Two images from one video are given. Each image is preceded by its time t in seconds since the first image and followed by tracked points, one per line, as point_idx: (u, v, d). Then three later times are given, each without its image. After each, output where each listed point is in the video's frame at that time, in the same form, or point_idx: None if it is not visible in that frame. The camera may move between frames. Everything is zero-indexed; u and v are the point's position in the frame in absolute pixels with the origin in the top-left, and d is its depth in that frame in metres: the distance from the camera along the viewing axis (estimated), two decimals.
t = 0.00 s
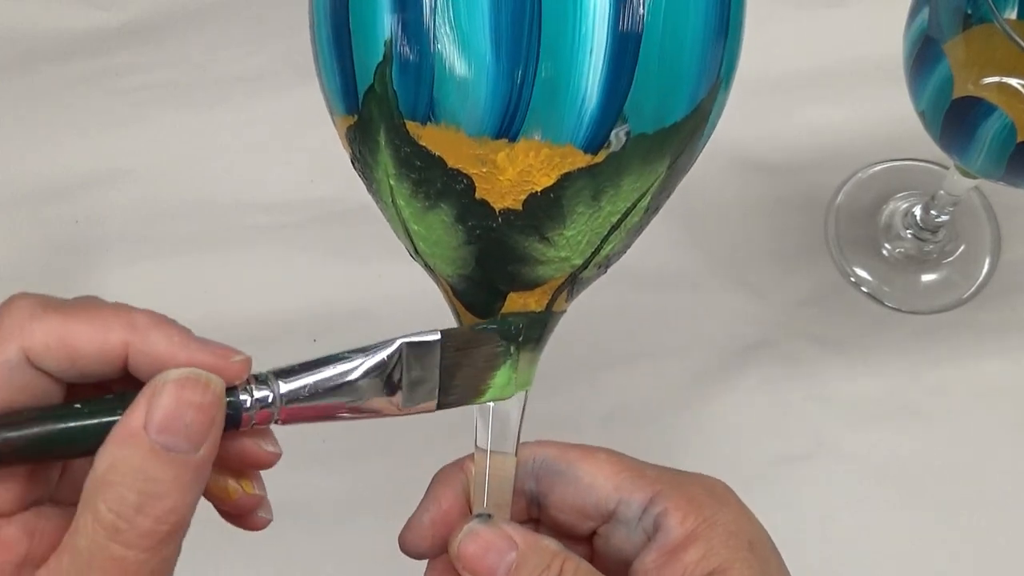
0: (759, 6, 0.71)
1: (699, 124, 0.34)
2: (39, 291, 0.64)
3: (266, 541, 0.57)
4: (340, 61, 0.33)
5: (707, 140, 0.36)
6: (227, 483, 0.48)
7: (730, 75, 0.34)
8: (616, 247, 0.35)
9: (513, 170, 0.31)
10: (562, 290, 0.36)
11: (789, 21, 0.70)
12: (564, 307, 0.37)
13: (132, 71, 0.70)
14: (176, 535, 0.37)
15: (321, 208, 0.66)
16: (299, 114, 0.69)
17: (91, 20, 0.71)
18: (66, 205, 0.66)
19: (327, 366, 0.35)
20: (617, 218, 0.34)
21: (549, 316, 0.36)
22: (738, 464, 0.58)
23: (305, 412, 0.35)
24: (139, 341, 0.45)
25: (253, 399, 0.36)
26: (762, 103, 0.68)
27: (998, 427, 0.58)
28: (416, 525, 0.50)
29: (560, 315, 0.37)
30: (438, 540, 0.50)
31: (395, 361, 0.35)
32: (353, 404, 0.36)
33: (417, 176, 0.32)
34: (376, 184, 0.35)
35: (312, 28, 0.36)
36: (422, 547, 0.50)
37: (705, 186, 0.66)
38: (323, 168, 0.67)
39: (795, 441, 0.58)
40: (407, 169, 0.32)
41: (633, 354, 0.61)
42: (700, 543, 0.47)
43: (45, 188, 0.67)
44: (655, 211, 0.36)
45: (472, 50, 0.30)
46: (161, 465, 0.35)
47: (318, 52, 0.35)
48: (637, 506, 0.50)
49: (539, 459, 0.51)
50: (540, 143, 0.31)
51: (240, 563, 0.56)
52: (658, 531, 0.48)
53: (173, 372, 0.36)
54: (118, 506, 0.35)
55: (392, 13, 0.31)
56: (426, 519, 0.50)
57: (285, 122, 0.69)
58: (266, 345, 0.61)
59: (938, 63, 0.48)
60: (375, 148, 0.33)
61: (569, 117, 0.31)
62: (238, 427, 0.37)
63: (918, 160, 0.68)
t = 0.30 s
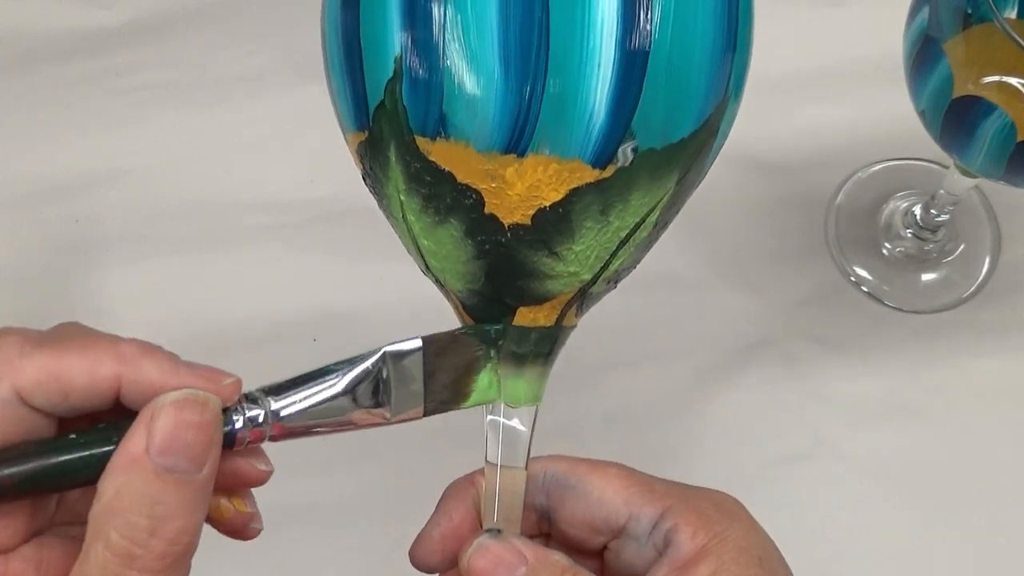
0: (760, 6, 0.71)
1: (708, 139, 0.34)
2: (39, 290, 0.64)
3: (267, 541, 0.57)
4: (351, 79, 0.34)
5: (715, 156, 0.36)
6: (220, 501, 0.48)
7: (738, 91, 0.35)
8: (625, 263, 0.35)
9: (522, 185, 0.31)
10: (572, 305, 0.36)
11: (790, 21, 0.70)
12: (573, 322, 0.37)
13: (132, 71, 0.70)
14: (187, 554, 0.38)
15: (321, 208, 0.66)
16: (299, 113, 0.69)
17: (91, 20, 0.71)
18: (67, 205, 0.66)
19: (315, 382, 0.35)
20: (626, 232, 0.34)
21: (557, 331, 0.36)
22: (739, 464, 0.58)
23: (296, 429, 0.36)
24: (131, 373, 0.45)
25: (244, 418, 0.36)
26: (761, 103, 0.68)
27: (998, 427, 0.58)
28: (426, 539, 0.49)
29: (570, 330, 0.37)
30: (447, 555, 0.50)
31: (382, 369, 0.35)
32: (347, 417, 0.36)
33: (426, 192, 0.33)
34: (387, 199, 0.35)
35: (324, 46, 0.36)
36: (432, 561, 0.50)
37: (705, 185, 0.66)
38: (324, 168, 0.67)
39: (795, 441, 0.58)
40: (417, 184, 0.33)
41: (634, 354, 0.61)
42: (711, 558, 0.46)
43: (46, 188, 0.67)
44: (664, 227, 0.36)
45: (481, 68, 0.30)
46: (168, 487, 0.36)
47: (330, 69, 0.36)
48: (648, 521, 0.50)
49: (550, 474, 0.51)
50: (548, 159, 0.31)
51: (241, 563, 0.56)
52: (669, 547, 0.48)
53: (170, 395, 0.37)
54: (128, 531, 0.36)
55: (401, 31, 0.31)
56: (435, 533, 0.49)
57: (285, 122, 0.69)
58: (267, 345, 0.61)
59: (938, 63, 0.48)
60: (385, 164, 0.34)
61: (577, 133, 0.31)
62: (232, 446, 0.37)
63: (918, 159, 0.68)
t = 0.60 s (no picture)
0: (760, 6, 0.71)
1: (716, 146, 0.34)
2: (39, 291, 0.64)
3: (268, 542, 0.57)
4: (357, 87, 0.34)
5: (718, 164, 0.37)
6: (219, 509, 0.48)
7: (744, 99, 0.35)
8: (631, 272, 0.36)
9: (533, 194, 0.31)
10: (576, 315, 0.36)
11: (790, 21, 0.70)
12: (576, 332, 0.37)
13: (132, 71, 0.70)
14: (177, 563, 0.37)
15: (321, 208, 0.66)
16: (299, 113, 0.69)
17: (92, 21, 0.72)
18: (67, 205, 0.66)
19: (315, 392, 0.35)
20: (634, 241, 0.34)
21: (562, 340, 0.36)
22: (738, 465, 0.58)
23: (297, 438, 0.35)
24: (124, 383, 0.45)
25: (242, 427, 0.36)
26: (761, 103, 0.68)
27: (998, 427, 0.58)
28: (428, 550, 0.49)
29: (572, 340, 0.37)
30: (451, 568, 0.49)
31: (380, 383, 0.35)
32: (347, 428, 0.36)
33: (434, 200, 0.33)
34: (390, 209, 0.35)
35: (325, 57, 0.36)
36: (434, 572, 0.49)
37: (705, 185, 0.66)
38: (324, 168, 0.67)
39: (794, 441, 0.58)
40: (424, 193, 0.33)
41: (634, 354, 0.61)
42: (717, 568, 0.47)
43: (46, 188, 0.67)
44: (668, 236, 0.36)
45: (493, 77, 0.30)
46: (163, 494, 0.36)
47: (332, 80, 0.35)
48: (652, 531, 0.50)
49: (553, 485, 0.51)
50: (561, 167, 0.31)
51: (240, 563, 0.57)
52: (676, 557, 0.48)
53: (161, 402, 0.37)
54: (122, 539, 0.36)
55: (412, 41, 0.31)
56: (438, 544, 0.49)
57: (285, 122, 0.69)
58: (266, 345, 0.61)
59: (938, 63, 0.48)
60: (391, 173, 0.33)
61: (589, 142, 0.31)
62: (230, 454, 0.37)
63: (918, 159, 0.68)
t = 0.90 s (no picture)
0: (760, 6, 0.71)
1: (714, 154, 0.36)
2: (39, 291, 0.64)
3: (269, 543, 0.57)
4: (371, 85, 0.32)
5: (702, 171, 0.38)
6: (215, 509, 0.46)
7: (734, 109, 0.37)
8: (631, 278, 0.36)
9: (559, 202, 0.31)
10: (579, 322, 0.36)
11: (790, 20, 0.70)
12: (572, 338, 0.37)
13: (132, 71, 0.70)
14: (141, 558, 0.36)
15: (321, 208, 0.66)
16: (299, 113, 0.69)
17: (92, 21, 0.72)
18: (67, 205, 0.66)
19: (304, 399, 0.37)
20: (641, 249, 0.34)
21: (561, 347, 0.36)
22: (738, 465, 0.58)
23: (284, 439, 0.37)
24: (108, 377, 0.44)
25: (226, 430, 0.37)
26: (761, 103, 0.68)
27: (998, 427, 0.58)
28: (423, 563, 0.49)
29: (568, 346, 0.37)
30: None
31: (380, 393, 0.36)
32: (332, 433, 0.37)
33: (455, 208, 0.32)
34: (395, 216, 0.34)
35: (321, 53, 0.34)
36: None
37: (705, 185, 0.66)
38: (323, 168, 0.67)
39: (794, 441, 0.58)
40: (443, 201, 0.32)
41: (634, 354, 0.61)
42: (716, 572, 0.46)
43: (46, 188, 0.67)
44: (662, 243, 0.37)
45: (528, 84, 0.30)
46: (125, 491, 0.35)
47: (333, 78, 0.34)
48: (649, 536, 0.50)
49: (547, 493, 0.51)
50: (589, 176, 0.31)
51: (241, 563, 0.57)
52: (673, 563, 0.48)
53: (133, 400, 0.37)
54: (81, 529, 0.35)
55: (444, 44, 0.30)
56: (433, 555, 0.48)
57: (285, 122, 0.69)
58: (266, 345, 0.61)
59: (938, 63, 0.48)
60: (405, 178, 0.32)
61: (617, 151, 0.31)
62: (213, 457, 0.38)
63: (917, 160, 0.68)
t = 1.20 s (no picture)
0: (760, 7, 0.71)
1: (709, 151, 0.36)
2: (39, 291, 0.64)
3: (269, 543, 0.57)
4: (372, 79, 0.32)
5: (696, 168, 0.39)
6: (186, 504, 0.46)
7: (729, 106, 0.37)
8: (628, 275, 0.36)
9: (562, 197, 0.32)
10: (576, 320, 0.36)
11: (790, 21, 0.70)
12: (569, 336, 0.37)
13: (132, 71, 0.70)
14: (106, 551, 0.36)
15: (321, 208, 0.66)
16: (299, 113, 0.69)
17: (92, 22, 0.72)
18: (66, 205, 0.66)
19: (270, 398, 0.36)
20: (640, 246, 0.35)
21: (559, 345, 0.36)
22: (738, 465, 0.58)
23: (251, 438, 0.37)
24: (75, 373, 0.44)
25: (195, 428, 0.37)
26: (760, 104, 0.68)
27: (998, 427, 0.58)
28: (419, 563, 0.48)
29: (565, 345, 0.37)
30: None
31: (347, 393, 0.36)
32: (305, 431, 0.37)
33: (457, 204, 0.32)
34: (395, 213, 0.34)
35: (319, 51, 0.34)
36: None
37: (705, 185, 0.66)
38: (323, 168, 0.67)
39: (794, 441, 0.58)
40: (445, 197, 0.32)
41: (634, 354, 0.61)
42: (715, 569, 0.46)
43: (46, 188, 0.67)
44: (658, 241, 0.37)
45: (534, 79, 0.30)
46: (87, 484, 0.35)
47: (333, 76, 0.34)
48: (645, 534, 0.50)
49: (542, 492, 0.51)
50: (592, 171, 0.31)
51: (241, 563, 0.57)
52: (670, 559, 0.48)
53: (97, 396, 0.38)
54: (45, 522, 0.35)
55: (448, 39, 0.30)
56: (430, 555, 0.48)
57: (285, 122, 0.69)
58: (266, 344, 0.61)
59: (938, 64, 0.48)
60: (406, 175, 0.32)
61: (621, 145, 0.32)
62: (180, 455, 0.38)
63: (918, 160, 0.68)
